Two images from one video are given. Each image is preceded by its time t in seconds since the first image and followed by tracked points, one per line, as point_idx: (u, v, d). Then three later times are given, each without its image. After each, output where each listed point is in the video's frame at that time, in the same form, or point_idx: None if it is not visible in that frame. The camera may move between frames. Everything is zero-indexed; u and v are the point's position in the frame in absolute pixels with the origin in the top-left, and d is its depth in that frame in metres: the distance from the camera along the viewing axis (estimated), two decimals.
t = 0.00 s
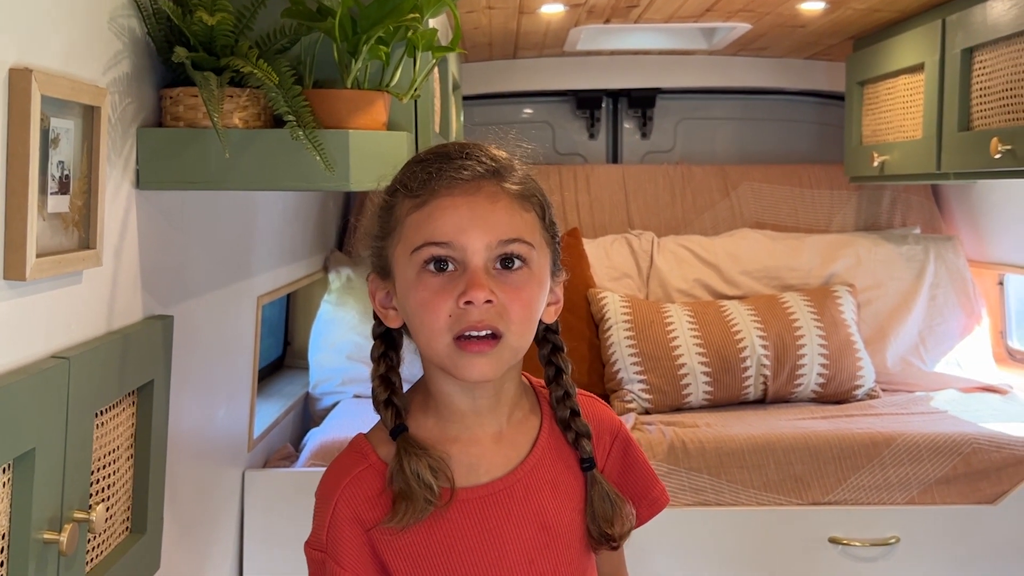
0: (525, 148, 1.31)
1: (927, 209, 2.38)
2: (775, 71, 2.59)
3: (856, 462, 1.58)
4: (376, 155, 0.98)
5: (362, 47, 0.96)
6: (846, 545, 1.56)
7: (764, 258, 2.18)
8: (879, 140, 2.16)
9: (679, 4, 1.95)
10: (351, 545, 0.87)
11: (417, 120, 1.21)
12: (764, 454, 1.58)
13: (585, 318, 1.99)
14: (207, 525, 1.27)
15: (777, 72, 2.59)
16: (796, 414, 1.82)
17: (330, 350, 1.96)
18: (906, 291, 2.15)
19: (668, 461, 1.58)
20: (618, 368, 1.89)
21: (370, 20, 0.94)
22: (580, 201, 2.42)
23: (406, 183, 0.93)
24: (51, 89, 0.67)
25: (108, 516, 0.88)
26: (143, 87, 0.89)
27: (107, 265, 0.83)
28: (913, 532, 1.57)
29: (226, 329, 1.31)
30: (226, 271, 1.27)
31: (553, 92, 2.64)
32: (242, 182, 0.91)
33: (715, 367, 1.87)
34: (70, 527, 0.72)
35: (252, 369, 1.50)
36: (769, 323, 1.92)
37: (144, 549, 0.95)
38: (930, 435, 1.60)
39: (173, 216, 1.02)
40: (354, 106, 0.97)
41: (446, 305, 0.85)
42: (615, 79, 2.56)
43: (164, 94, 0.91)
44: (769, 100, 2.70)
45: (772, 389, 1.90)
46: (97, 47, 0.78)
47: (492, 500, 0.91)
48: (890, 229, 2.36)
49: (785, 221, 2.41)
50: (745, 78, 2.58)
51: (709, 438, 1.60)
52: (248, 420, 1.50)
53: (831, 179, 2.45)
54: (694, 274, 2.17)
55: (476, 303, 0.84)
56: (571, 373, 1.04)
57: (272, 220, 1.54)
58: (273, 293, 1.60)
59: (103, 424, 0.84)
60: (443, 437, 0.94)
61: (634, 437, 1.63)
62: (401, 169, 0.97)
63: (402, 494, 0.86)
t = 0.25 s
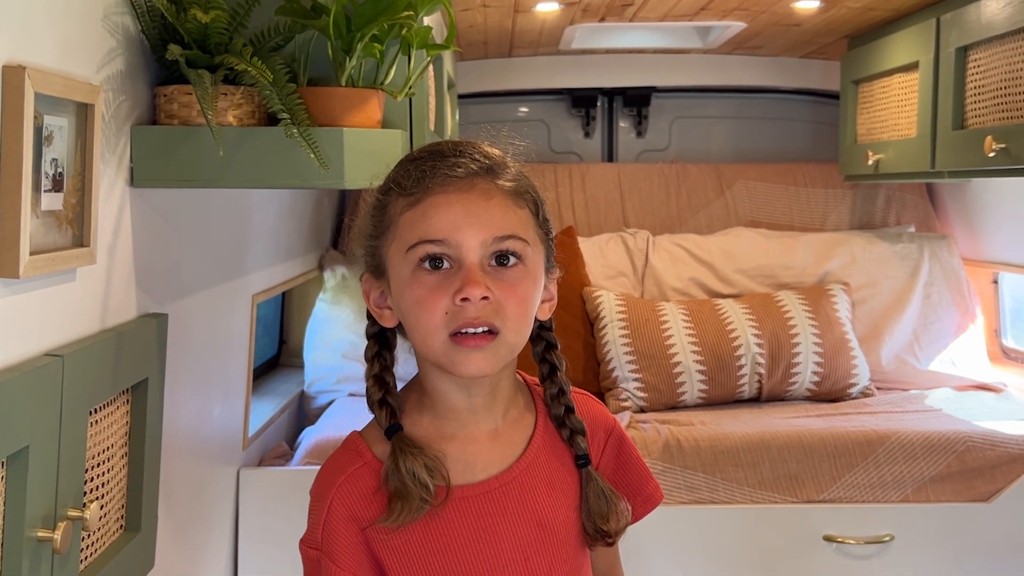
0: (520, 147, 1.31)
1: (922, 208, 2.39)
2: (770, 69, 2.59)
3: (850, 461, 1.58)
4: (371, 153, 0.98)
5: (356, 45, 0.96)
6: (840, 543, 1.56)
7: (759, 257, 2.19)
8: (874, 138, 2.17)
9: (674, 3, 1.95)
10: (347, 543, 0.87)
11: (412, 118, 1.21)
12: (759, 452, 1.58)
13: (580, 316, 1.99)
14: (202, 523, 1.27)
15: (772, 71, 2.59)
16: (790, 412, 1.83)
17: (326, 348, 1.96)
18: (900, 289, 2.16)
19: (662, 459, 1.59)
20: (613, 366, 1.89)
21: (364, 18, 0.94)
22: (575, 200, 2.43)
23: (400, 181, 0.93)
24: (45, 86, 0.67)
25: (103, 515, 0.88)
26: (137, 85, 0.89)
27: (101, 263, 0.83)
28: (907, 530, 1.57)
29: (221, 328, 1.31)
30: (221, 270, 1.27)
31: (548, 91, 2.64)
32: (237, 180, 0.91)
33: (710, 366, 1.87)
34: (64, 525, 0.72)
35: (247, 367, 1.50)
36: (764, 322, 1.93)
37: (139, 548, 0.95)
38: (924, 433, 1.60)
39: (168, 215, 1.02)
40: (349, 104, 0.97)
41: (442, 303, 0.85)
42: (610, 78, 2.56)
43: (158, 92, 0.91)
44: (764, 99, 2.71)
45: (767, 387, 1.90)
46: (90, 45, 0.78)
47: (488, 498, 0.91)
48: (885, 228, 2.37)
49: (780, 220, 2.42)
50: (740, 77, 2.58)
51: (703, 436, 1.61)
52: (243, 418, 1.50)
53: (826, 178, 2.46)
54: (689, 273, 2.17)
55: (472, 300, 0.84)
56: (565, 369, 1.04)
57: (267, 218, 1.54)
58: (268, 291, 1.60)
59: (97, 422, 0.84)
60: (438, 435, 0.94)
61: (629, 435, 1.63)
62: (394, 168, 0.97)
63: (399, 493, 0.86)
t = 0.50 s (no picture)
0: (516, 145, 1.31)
1: (918, 206, 2.39)
2: (766, 68, 2.59)
3: (847, 459, 1.58)
4: (367, 150, 0.98)
5: (353, 43, 0.96)
6: (836, 541, 1.57)
7: (755, 255, 2.19)
8: (870, 137, 2.17)
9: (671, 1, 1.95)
10: (342, 539, 0.87)
11: (409, 116, 1.22)
12: (755, 451, 1.59)
13: (577, 314, 1.99)
14: (198, 522, 1.27)
15: (769, 69, 2.59)
16: (786, 410, 1.83)
17: (322, 347, 1.97)
18: (896, 287, 2.16)
19: (659, 457, 1.59)
20: (610, 365, 1.89)
21: (361, 16, 0.94)
22: (572, 199, 2.43)
23: (392, 182, 0.93)
24: (41, 84, 0.67)
25: (99, 513, 0.88)
26: (133, 83, 0.89)
27: (98, 260, 0.83)
28: (903, 527, 1.57)
29: (217, 326, 1.31)
30: (217, 268, 1.27)
31: (544, 90, 2.64)
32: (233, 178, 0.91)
33: (706, 364, 1.87)
34: (61, 523, 0.72)
35: (243, 365, 1.49)
36: (761, 320, 1.93)
37: (135, 546, 0.95)
38: (920, 431, 1.61)
39: (165, 213, 1.02)
40: (345, 102, 0.96)
41: (435, 304, 0.85)
42: (607, 76, 2.56)
43: (154, 90, 0.91)
44: (761, 98, 2.71)
45: (763, 385, 1.90)
46: (86, 42, 0.78)
47: (484, 494, 0.91)
48: (881, 226, 2.37)
49: (777, 218, 2.42)
50: (736, 75, 2.58)
51: (700, 434, 1.61)
52: (240, 416, 1.50)
53: (822, 176, 2.46)
54: (686, 271, 2.17)
55: (465, 301, 0.84)
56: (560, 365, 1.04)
57: (264, 217, 1.53)
58: (265, 289, 1.60)
59: (93, 420, 0.84)
60: (433, 432, 0.94)
61: (625, 433, 1.64)
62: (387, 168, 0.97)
63: (393, 489, 0.86)
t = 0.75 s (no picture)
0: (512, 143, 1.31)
1: (915, 204, 2.39)
2: (764, 66, 2.59)
3: (844, 457, 1.58)
4: (362, 148, 0.98)
5: (348, 40, 0.96)
6: (833, 539, 1.57)
7: (753, 253, 2.19)
8: (867, 135, 2.17)
9: None
10: (333, 539, 0.86)
11: (405, 114, 1.21)
12: (752, 449, 1.59)
13: (574, 313, 1.99)
14: (194, 521, 1.27)
15: (766, 67, 2.59)
16: (783, 408, 1.83)
17: (318, 345, 1.97)
18: (893, 286, 2.16)
19: (656, 456, 1.58)
20: (607, 363, 1.89)
21: (356, 13, 0.94)
22: (569, 197, 2.43)
23: (381, 180, 0.92)
24: (35, 81, 0.67)
25: (94, 512, 0.87)
26: (128, 81, 0.89)
27: (92, 259, 0.83)
28: (899, 525, 1.58)
29: (213, 324, 1.31)
30: (213, 266, 1.26)
31: (542, 88, 2.64)
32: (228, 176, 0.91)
33: (703, 362, 1.87)
34: (55, 522, 0.71)
35: (239, 364, 1.49)
36: (758, 318, 1.93)
37: (130, 545, 0.94)
38: (917, 429, 1.61)
39: (160, 210, 1.02)
40: (341, 99, 0.96)
41: (426, 304, 0.84)
42: (604, 74, 2.55)
43: (149, 88, 0.91)
44: (758, 96, 2.71)
45: (760, 383, 1.90)
46: (80, 40, 0.77)
47: (475, 492, 0.91)
48: (878, 224, 2.37)
49: (774, 217, 2.42)
50: (733, 73, 2.58)
51: (697, 433, 1.61)
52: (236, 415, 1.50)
53: (819, 175, 2.46)
54: (683, 269, 2.17)
55: (456, 301, 0.84)
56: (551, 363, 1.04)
57: (260, 215, 1.53)
58: (261, 288, 1.59)
59: (88, 419, 0.84)
60: (424, 430, 0.94)
61: (622, 431, 1.63)
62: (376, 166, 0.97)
63: (384, 488, 0.86)
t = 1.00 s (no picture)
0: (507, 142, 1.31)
1: (912, 202, 2.40)
2: (760, 64, 2.59)
3: (841, 455, 1.58)
4: (357, 146, 0.98)
5: (344, 38, 0.96)
6: (831, 537, 1.57)
7: (750, 251, 2.19)
8: (864, 133, 2.17)
9: None
10: (319, 538, 0.86)
11: (401, 112, 1.22)
12: (748, 447, 1.59)
13: (571, 311, 1.99)
14: (190, 520, 1.26)
15: (763, 65, 2.59)
16: (780, 407, 1.83)
17: (316, 344, 1.96)
18: (891, 284, 2.16)
19: (653, 454, 1.58)
20: (604, 362, 1.89)
21: (351, 11, 0.94)
22: (566, 196, 2.43)
23: (369, 182, 0.92)
24: (29, 79, 0.66)
25: (90, 511, 0.87)
26: (123, 79, 0.88)
27: (88, 258, 0.83)
28: (896, 523, 1.58)
29: (209, 323, 1.31)
30: (209, 265, 1.26)
31: (540, 86, 2.63)
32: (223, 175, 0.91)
33: (700, 361, 1.87)
34: (49, 521, 0.71)
35: (235, 362, 1.49)
36: (755, 316, 1.93)
37: (126, 544, 0.94)
38: (914, 427, 1.61)
39: (157, 209, 1.02)
40: (336, 97, 0.96)
41: (415, 308, 0.84)
42: (601, 73, 2.55)
43: (144, 86, 0.90)
44: (755, 94, 2.71)
45: (757, 381, 1.90)
46: (75, 38, 0.77)
47: (463, 492, 0.91)
48: (875, 222, 2.37)
49: (771, 215, 2.42)
50: (730, 72, 2.58)
51: (694, 431, 1.61)
52: (233, 414, 1.50)
53: (816, 173, 2.46)
54: (680, 268, 2.17)
55: (445, 306, 0.84)
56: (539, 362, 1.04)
57: (256, 213, 1.53)
58: (257, 286, 1.59)
59: (83, 418, 0.83)
60: (413, 430, 0.94)
61: (618, 430, 1.64)
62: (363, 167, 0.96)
63: (370, 488, 0.86)
